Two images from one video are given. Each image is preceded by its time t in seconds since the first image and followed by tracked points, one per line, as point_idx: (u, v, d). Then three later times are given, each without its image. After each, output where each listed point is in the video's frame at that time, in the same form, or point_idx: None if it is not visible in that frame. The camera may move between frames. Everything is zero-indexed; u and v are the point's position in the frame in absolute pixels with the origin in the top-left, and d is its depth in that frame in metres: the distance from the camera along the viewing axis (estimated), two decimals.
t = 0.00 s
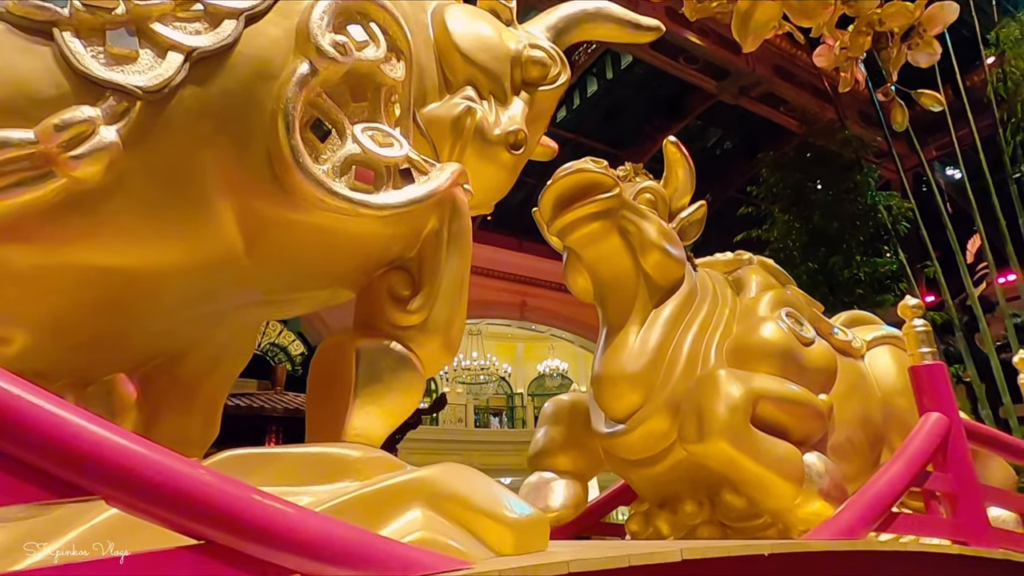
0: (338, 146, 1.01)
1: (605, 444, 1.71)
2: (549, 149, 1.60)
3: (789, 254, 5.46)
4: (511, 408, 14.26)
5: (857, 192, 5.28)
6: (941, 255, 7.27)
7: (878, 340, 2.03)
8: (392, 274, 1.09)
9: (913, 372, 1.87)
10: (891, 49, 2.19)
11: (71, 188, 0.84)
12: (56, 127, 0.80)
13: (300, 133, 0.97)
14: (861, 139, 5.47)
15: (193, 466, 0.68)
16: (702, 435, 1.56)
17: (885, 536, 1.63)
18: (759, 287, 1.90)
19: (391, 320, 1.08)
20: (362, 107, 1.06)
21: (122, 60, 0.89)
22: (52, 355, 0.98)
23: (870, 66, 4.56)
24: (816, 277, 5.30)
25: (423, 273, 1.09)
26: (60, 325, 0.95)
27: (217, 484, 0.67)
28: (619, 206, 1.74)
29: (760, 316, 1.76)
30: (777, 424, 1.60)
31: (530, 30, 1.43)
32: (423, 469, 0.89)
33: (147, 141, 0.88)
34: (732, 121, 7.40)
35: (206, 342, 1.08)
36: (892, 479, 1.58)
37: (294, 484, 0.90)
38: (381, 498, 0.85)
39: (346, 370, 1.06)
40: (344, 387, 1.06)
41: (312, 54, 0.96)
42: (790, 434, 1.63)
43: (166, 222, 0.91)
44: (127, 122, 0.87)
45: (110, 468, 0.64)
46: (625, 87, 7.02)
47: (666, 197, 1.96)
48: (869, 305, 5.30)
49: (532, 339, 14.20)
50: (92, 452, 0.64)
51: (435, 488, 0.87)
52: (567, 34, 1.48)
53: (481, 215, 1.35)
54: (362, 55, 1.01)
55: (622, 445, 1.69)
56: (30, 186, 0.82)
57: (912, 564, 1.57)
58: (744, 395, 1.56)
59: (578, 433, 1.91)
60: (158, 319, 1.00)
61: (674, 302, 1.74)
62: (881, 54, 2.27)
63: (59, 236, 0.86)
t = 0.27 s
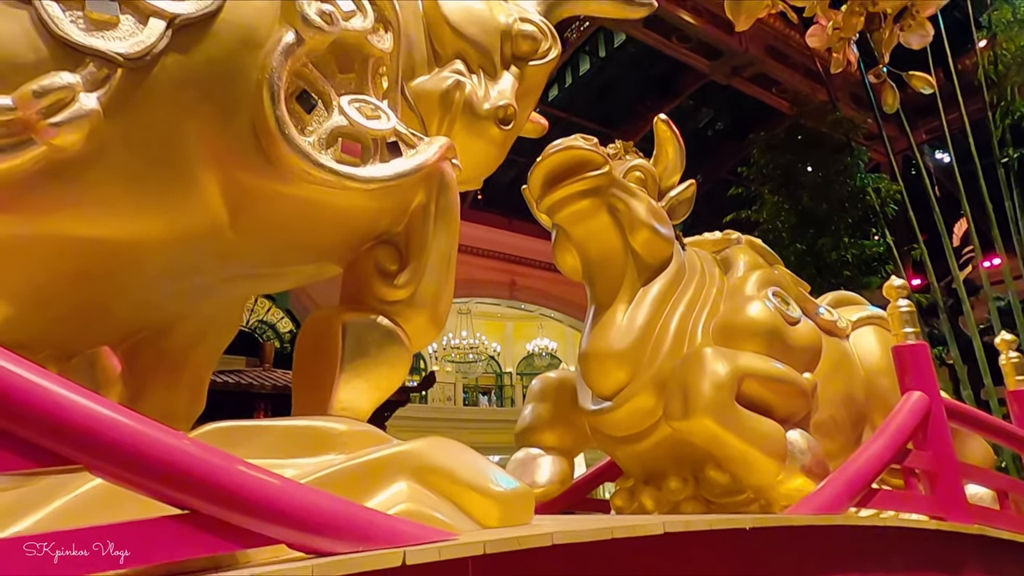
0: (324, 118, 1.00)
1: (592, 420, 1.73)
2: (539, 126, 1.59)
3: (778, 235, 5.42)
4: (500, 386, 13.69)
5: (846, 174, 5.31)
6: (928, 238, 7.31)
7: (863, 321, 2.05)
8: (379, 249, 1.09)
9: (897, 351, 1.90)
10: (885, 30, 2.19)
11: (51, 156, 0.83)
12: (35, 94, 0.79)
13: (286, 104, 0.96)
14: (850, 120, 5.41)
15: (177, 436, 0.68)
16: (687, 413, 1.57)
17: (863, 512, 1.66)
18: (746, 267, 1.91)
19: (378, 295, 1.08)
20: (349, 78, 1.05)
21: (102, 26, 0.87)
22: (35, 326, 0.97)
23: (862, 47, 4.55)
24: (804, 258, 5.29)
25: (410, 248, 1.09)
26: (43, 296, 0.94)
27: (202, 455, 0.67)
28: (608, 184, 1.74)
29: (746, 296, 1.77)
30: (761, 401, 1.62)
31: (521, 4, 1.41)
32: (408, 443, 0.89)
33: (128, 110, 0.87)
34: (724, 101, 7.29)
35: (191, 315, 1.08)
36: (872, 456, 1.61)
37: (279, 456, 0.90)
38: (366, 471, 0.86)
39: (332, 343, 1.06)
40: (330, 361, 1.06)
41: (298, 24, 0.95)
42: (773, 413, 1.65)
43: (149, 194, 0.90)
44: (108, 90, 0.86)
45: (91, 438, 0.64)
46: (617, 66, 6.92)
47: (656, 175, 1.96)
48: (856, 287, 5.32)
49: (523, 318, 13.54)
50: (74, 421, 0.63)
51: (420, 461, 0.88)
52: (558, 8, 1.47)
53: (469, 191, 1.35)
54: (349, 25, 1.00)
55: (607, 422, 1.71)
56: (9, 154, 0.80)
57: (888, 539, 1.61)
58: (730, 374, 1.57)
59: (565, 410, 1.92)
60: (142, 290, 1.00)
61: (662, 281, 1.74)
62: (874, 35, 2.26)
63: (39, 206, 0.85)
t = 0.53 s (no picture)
0: (311, 90, 0.98)
1: (581, 397, 1.75)
2: (531, 102, 1.58)
3: (769, 214, 5.40)
4: (490, 363, 13.33)
5: (837, 154, 5.23)
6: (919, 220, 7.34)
7: (850, 299, 2.08)
8: (367, 224, 1.08)
9: (884, 330, 1.92)
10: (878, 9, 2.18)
11: (31, 126, 0.81)
12: (14, 62, 0.77)
13: (272, 76, 0.94)
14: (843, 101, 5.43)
15: (164, 409, 0.67)
16: (675, 389, 1.58)
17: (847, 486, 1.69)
18: (736, 245, 1.91)
19: (367, 270, 1.07)
20: (336, 50, 1.04)
21: None
22: (20, 300, 0.96)
23: (856, 25, 4.53)
24: (794, 239, 5.31)
25: (399, 224, 1.08)
26: (27, 267, 0.94)
27: (189, 427, 0.67)
28: (599, 161, 1.74)
29: (736, 274, 1.78)
30: (748, 378, 1.63)
31: None
32: (396, 418, 0.90)
33: (111, 80, 0.86)
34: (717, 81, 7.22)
35: (178, 289, 1.07)
36: (857, 432, 1.63)
37: (268, 431, 0.90)
38: (355, 445, 0.86)
39: (320, 318, 1.06)
40: (317, 336, 1.06)
41: None
42: (761, 389, 1.66)
43: (132, 165, 0.90)
44: (89, 59, 0.85)
45: (77, 409, 0.63)
46: (612, 45, 6.86)
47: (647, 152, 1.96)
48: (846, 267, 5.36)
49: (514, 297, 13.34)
50: (60, 393, 0.63)
51: (409, 436, 0.88)
52: None
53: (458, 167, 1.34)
54: None
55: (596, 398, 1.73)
56: None
57: (869, 512, 1.64)
58: (718, 350, 1.59)
59: (554, 387, 1.93)
60: (128, 263, 0.99)
61: (652, 259, 1.74)
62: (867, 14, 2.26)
63: (22, 176, 0.84)
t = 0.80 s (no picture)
0: (294, 70, 0.97)
1: (569, 379, 1.77)
2: (518, 84, 1.57)
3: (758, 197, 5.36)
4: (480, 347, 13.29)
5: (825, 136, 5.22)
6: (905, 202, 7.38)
7: (836, 281, 2.10)
8: (353, 207, 1.08)
9: (869, 310, 1.94)
10: None
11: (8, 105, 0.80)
12: None
13: (253, 55, 0.93)
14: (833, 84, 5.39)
15: (148, 391, 0.67)
16: (662, 370, 1.59)
17: (831, 464, 1.71)
18: (724, 226, 1.92)
19: (353, 253, 1.07)
20: (319, 29, 1.03)
21: None
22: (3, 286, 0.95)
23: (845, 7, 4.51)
24: (782, 221, 5.31)
25: (386, 206, 1.08)
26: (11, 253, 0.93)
27: (175, 410, 0.67)
28: (587, 143, 1.75)
29: (723, 255, 1.79)
30: (735, 359, 1.65)
31: None
32: (384, 399, 0.90)
33: (90, 60, 0.85)
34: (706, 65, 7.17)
35: (164, 274, 1.06)
36: (843, 410, 1.65)
37: (255, 413, 0.90)
38: (342, 427, 0.86)
39: (306, 301, 1.06)
40: (304, 319, 1.06)
41: None
42: (748, 369, 1.68)
43: (113, 147, 0.89)
44: (65, 38, 0.85)
45: (58, 391, 0.62)
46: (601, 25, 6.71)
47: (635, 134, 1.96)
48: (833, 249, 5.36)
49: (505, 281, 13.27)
50: (40, 375, 0.62)
51: (397, 417, 0.89)
52: None
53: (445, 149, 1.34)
54: None
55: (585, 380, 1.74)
56: None
57: (852, 489, 1.67)
58: (705, 331, 1.60)
59: (542, 370, 1.94)
60: (112, 248, 0.99)
61: (641, 241, 1.76)
62: None
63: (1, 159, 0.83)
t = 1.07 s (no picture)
0: (273, 44, 0.95)
1: (554, 359, 1.78)
2: (502, 61, 1.55)
3: (743, 179, 5.36)
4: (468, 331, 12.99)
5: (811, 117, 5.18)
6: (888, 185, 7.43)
7: (819, 262, 2.13)
8: (335, 184, 1.09)
9: (850, 291, 1.97)
10: None
11: None
12: None
13: (231, 28, 0.91)
14: (818, 67, 5.37)
15: (123, 367, 0.66)
16: (646, 349, 1.60)
17: (810, 442, 1.74)
18: (708, 208, 1.92)
19: (335, 232, 1.08)
20: (299, 4, 1.03)
21: None
22: None
23: None
24: (767, 203, 5.24)
25: (368, 183, 1.09)
26: None
27: (151, 386, 0.66)
28: (572, 123, 1.76)
29: (707, 236, 1.80)
30: (717, 338, 1.66)
31: None
32: (366, 378, 0.91)
33: (62, 32, 0.83)
34: (694, 46, 7.19)
35: (144, 254, 1.05)
36: (822, 390, 1.67)
37: (237, 391, 0.90)
38: (324, 405, 0.86)
39: (289, 280, 1.05)
40: (286, 297, 1.06)
41: None
42: (730, 349, 1.69)
43: (86, 121, 0.87)
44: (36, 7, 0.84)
45: (31, 367, 0.62)
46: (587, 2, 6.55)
47: (621, 114, 1.95)
48: (818, 232, 5.30)
49: (492, 264, 13.22)
50: (12, 349, 0.61)
51: (379, 395, 0.89)
52: None
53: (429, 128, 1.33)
54: None
55: (569, 360, 1.75)
56: None
57: (830, 466, 1.70)
58: (689, 311, 1.61)
59: (527, 350, 1.95)
60: (89, 225, 0.98)
61: (625, 221, 1.77)
62: None
63: None
